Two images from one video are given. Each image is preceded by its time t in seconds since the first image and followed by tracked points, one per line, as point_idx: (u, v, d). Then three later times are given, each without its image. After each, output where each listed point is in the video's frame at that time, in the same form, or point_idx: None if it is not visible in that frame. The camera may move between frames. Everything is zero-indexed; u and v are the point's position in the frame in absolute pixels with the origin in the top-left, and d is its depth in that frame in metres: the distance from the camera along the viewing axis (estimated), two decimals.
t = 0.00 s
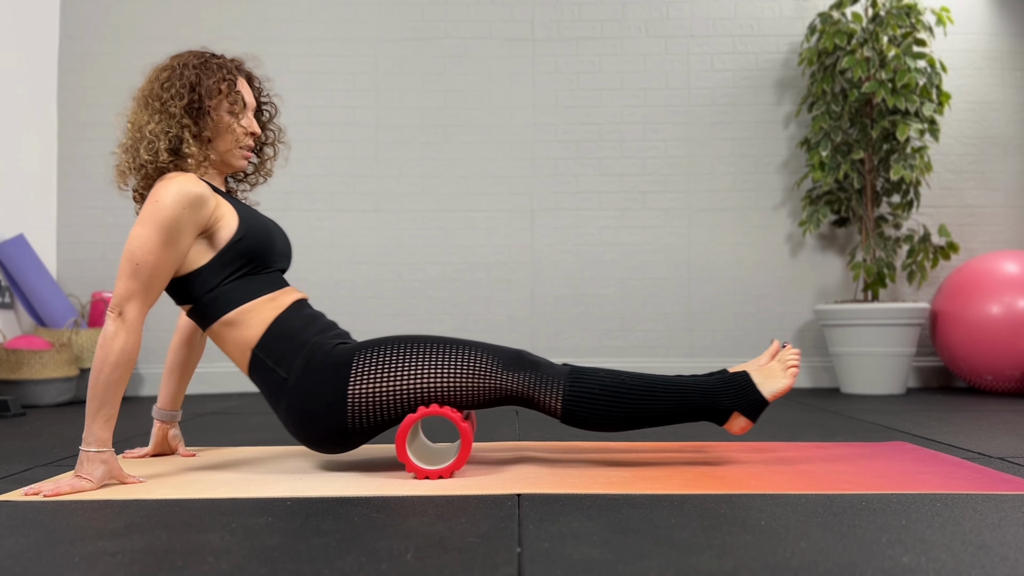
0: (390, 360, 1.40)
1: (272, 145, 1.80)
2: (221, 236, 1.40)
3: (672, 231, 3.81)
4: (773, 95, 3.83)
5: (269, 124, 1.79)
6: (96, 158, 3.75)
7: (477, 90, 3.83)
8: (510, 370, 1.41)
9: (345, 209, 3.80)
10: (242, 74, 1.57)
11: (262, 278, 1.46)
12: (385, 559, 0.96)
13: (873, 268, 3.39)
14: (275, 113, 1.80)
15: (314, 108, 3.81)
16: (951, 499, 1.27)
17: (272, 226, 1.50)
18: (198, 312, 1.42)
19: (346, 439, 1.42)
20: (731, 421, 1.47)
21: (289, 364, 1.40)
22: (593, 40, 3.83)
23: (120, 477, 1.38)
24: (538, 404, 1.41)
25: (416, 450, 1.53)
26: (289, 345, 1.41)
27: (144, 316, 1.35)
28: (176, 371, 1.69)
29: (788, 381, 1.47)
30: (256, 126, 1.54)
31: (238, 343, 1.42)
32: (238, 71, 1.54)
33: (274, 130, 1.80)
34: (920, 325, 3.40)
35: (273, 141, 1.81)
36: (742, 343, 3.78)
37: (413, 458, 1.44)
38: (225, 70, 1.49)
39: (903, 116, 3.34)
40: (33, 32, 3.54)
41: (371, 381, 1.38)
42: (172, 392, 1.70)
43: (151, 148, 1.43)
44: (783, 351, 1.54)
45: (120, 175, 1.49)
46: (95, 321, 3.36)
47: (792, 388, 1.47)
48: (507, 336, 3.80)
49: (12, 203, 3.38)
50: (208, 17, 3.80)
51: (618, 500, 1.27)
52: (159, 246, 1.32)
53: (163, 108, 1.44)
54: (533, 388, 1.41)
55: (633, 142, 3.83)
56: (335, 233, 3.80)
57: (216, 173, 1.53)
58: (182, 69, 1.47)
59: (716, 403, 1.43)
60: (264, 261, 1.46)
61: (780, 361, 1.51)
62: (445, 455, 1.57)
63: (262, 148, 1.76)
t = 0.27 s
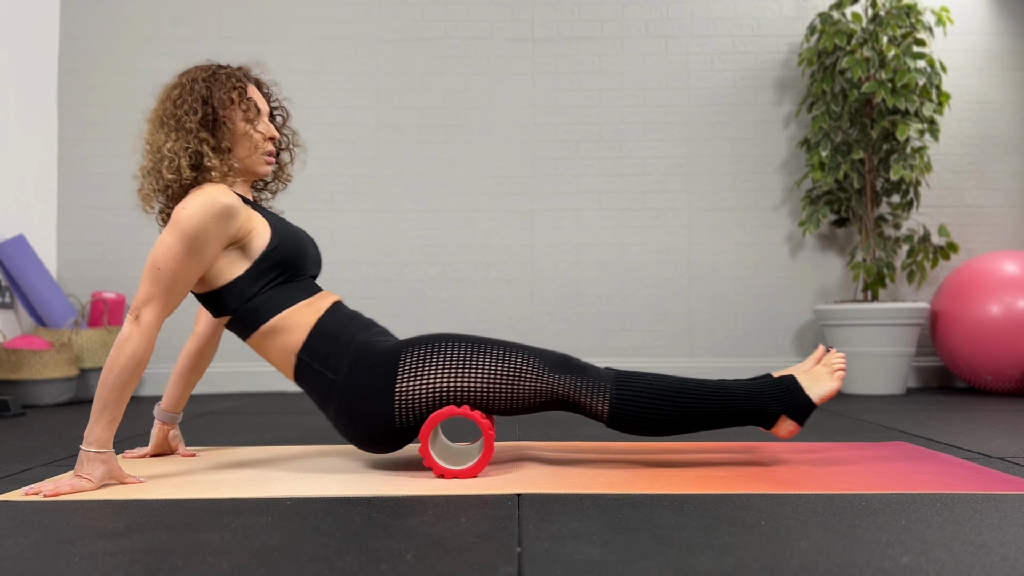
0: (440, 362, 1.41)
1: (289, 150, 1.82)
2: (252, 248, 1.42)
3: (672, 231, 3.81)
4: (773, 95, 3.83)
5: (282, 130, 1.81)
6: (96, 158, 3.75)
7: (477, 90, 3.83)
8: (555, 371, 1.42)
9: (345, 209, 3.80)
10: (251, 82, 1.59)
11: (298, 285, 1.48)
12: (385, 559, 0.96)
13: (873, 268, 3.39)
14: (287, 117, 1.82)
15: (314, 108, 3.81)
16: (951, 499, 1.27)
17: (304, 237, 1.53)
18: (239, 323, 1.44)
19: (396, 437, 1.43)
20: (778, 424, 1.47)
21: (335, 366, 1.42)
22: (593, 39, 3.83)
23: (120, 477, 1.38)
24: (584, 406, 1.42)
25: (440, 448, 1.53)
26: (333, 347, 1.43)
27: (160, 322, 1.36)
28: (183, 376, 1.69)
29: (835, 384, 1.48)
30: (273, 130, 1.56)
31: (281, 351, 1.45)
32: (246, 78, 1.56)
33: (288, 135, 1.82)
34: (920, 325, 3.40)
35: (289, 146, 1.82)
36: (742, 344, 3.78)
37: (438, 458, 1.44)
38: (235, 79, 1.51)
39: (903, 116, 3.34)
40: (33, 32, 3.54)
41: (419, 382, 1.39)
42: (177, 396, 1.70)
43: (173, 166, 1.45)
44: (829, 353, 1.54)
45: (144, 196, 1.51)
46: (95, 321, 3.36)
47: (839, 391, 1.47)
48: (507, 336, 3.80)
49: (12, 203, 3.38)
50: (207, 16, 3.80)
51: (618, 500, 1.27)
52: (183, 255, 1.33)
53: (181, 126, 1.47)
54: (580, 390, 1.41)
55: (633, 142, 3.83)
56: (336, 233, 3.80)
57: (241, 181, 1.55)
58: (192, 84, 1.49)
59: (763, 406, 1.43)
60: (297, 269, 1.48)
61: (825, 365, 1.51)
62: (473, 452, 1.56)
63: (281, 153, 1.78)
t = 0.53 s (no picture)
0: (473, 360, 1.42)
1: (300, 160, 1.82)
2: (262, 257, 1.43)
3: (672, 231, 3.81)
4: (773, 95, 3.83)
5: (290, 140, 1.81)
6: (96, 158, 3.75)
7: (476, 90, 3.83)
8: (588, 370, 1.42)
9: (345, 209, 3.80)
10: (258, 92, 1.60)
11: (318, 288, 1.49)
12: (385, 559, 0.96)
13: (873, 268, 3.39)
14: (295, 128, 1.83)
15: (314, 108, 3.81)
16: (952, 499, 1.27)
17: (323, 243, 1.54)
18: (263, 329, 1.45)
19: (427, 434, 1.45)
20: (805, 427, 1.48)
21: (368, 364, 1.43)
22: (592, 39, 3.83)
23: (121, 477, 1.38)
24: (614, 405, 1.43)
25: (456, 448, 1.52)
26: (366, 347, 1.44)
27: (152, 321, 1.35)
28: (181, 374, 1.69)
29: (863, 391, 1.50)
30: (283, 138, 1.57)
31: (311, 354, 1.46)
32: (253, 89, 1.58)
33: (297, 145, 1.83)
34: (920, 325, 3.40)
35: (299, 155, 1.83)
36: (742, 344, 3.78)
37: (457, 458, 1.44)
38: (242, 90, 1.53)
39: (903, 116, 3.34)
40: (33, 31, 3.54)
41: (451, 381, 1.40)
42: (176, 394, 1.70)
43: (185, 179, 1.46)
44: (860, 362, 1.54)
45: (157, 214, 1.52)
46: (95, 321, 3.36)
47: (867, 398, 1.50)
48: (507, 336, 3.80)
49: (12, 203, 3.38)
50: (207, 16, 3.80)
51: (618, 500, 1.27)
52: (183, 258, 1.33)
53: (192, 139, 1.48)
54: (612, 389, 1.42)
55: (633, 142, 3.83)
56: (336, 233, 3.80)
57: (255, 191, 1.56)
58: (200, 98, 1.51)
59: (793, 409, 1.44)
60: (317, 273, 1.49)
61: (853, 371, 1.54)
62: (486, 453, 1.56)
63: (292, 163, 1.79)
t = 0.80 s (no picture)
0: (471, 360, 1.42)
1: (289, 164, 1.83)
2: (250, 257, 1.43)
3: (672, 231, 3.81)
4: (773, 95, 3.83)
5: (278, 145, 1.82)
6: (96, 158, 3.75)
7: (476, 90, 3.83)
8: (587, 370, 1.42)
9: (345, 208, 3.80)
10: (243, 98, 1.61)
11: (310, 290, 1.49)
12: (385, 559, 0.96)
13: (873, 268, 3.39)
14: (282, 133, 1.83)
15: (314, 108, 3.81)
16: (951, 499, 1.27)
17: (315, 247, 1.54)
18: (258, 331, 1.44)
19: (430, 435, 1.45)
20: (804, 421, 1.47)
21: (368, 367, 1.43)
22: (593, 39, 3.83)
23: (120, 477, 1.39)
24: (615, 403, 1.43)
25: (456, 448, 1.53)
26: (365, 349, 1.44)
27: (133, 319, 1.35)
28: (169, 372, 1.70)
29: (862, 383, 1.50)
30: (271, 141, 1.58)
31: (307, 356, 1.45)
32: (237, 95, 1.58)
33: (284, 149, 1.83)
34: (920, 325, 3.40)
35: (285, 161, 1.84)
36: (742, 344, 3.79)
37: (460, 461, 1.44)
38: (228, 96, 1.54)
39: (903, 116, 3.34)
40: (33, 31, 3.54)
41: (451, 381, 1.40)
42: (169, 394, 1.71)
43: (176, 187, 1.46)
44: (854, 350, 1.66)
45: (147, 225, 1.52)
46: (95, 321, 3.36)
47: (866, 390, 1.49)
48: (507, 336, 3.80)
49: (12, 203, 3.38)
50: (207, 16, 3.80)
51: (619, 500, 1.27)
52: (162, 257, 1.33)
53: (180, 146, 1.48)
54: (612, 388, 1.42)
55: (633, 142, 3.83)
56: (335, 233, 3.80)
57: (246, 195, 1.56)
58: (185, 106, 1.51)
59: (794, 404, 1.44)
60: (308, 274, 1.49)
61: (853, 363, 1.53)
62: (484, 454, 1.56)
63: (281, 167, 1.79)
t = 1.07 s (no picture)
0: (436, 360, 1.42)
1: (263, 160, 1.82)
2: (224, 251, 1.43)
3: (672, 231, 3.81)
4: (773, 95, 3.83)
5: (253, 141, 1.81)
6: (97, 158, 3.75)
7: (477, 90, 3.83)
8: (552, 368, 1.42)
9: (345, 208, 3.80)
10: (220, 93, 1.60)
11: (281, 288, 1.48)
12: (386, 559, 0.96)
13: (873, 268, 3.39)
14: (257, 129, 1.83)
15: (314, 108, 3.81)
16: (951, 499, 1.27)
17: (287, 244, 1.53)
18: (227, 329, 1.44)
19: (397, 438, 1.44)
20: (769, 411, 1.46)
21: (333, 368, 1.43)
22: (593, 40, 3.83)
23: (120, 477, 1.38)
24: (582, 400, 1.43)
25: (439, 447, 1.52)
26: (331, 349, 1.44)
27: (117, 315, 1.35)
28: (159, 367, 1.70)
29: (825, 370, 1.47)
30: (246, 138, 1.58)
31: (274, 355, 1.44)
32: (215, 90, 1.57)
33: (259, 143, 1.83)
34: (920, 325, 3.40)
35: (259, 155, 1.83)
36: (742, 344, 3.79)
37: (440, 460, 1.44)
38: (204, 91, 1.53)
39: (903, 116, 3.34)
40: (33, 31, 3.54)
41: (416, 381, 1.40)
42: (160, 391, 1.71)
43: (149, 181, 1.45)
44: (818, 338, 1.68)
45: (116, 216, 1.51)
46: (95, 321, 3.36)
47: (830, 377, 1.47)
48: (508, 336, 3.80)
49: (12, 203, 3.38)
50: (208, 16, 3.80)
51: (619, 500, 1.27)
52: (139, 251, 1.33)
53: (153, 139, 1.47)
54: (577, 387, 1.42)
55: (633, 142, 3.83)
56: (335, 233, 3.80)
57: (218, 191, 1.56)
58: (161, 99, 1.50)
59: (758, 395, 1.43)
60: (279, 271, 1.49)
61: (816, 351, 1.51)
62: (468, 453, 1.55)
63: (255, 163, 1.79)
